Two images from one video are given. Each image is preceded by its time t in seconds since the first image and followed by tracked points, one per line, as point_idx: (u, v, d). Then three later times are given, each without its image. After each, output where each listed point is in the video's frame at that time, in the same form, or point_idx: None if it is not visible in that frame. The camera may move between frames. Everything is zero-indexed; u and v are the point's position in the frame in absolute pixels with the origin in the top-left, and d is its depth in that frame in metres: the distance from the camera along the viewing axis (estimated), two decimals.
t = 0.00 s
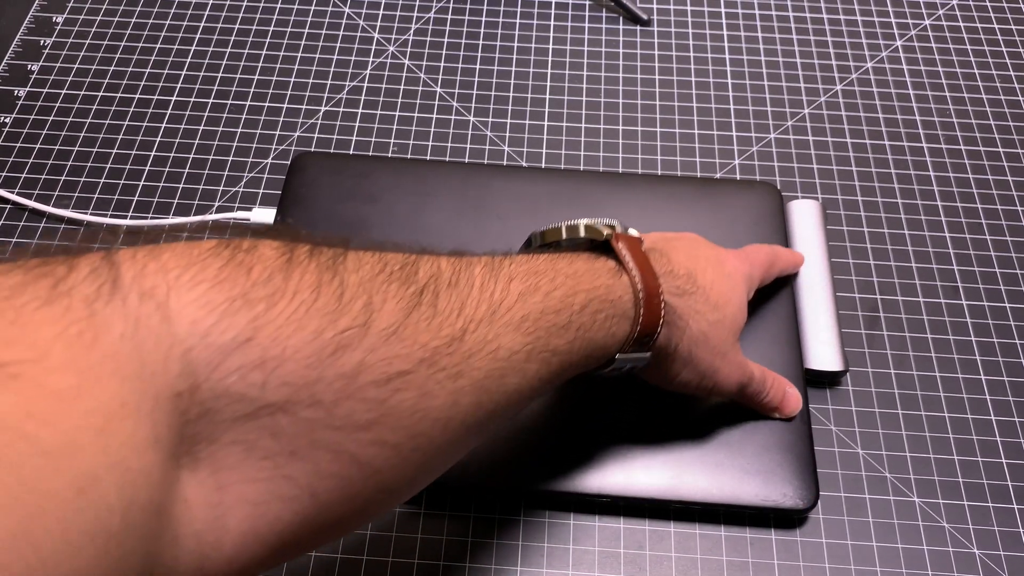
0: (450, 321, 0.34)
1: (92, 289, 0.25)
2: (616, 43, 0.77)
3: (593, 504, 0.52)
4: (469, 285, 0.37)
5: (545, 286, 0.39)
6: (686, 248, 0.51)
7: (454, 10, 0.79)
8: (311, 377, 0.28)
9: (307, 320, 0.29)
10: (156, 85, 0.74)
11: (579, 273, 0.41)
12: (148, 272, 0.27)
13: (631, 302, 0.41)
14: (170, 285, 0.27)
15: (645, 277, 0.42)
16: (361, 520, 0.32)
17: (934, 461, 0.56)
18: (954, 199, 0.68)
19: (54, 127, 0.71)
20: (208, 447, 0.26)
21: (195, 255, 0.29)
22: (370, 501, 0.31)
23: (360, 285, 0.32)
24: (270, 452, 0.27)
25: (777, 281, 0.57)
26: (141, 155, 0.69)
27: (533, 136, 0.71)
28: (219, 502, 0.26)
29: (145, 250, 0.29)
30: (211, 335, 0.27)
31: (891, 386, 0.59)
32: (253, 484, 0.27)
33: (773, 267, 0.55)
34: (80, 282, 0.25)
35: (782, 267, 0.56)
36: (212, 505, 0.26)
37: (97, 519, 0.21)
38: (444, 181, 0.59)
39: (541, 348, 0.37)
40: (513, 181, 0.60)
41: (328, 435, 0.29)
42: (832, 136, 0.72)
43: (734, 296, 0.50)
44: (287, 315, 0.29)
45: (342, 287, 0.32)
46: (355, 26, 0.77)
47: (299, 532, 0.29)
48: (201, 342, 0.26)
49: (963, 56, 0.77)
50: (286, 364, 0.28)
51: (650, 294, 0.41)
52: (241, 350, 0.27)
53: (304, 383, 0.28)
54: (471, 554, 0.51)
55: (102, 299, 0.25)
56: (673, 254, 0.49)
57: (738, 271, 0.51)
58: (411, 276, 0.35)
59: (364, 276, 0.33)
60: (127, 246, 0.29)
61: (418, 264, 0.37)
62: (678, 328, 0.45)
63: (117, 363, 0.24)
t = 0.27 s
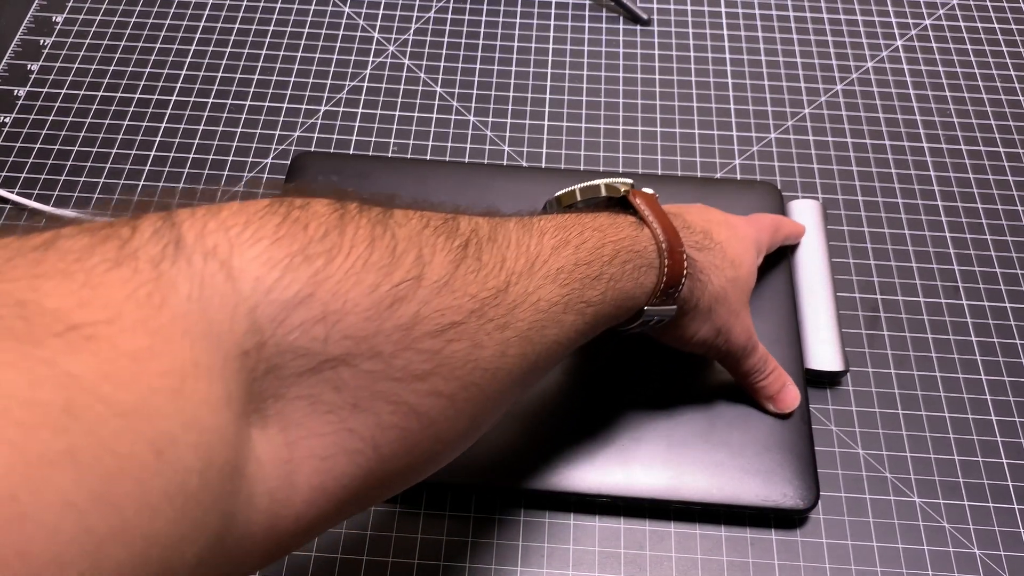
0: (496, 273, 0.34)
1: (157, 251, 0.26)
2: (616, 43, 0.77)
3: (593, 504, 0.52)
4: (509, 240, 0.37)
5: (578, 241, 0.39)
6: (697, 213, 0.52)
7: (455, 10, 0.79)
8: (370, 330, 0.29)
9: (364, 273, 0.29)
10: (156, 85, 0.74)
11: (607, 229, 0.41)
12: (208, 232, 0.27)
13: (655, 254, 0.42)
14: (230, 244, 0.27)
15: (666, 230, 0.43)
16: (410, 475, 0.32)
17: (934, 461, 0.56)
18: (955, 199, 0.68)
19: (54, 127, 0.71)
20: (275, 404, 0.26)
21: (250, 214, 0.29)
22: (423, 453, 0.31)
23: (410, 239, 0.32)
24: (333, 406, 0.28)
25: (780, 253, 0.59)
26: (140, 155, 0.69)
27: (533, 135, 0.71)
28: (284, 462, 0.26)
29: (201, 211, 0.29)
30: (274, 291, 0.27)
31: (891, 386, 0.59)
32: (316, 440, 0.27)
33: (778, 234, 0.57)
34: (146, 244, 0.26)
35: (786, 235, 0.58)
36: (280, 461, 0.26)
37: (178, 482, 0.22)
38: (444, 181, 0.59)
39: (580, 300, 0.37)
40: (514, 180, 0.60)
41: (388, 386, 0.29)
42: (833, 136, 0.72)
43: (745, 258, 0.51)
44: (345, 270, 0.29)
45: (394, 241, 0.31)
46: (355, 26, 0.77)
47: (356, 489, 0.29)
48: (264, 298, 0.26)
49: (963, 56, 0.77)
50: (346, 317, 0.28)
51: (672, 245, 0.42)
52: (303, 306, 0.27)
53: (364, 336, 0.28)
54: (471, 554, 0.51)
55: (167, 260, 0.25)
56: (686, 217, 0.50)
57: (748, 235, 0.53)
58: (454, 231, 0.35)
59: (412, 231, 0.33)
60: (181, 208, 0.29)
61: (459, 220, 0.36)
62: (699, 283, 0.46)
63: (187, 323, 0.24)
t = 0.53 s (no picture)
0: (507, 275, 0.34)
1: (174, 253, 0.25)
2: (616, 42, 0.77)
3: (593, 504, 0.52)
4: (519, 241, 0.37)
5: (585, 243, 0.40)
6: (699, 212, 0.52)
7: (455, 9, 0.79)
8: (384, 332, 0.29)
9: (378, 275, 0.30)
10: (155, 84, 0.74)
11: (612, 231, 0.42)
12: (227, 233, 0.27)
13: (660, 255, 0.43)
14: (247, 245, 0.27)
15: (672, 230, 0.43)
16: (417, 477, 0.32)
17: (934, 461, 0.55)
18: (955, 199, 0.68)
19: (53, 127, 0.71)
20: (287, 407, 0.26)
21: (267, 213, 0.29)
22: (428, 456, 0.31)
23: (422, 240, 0.33)
24: (345, 410, 0.28)
25: (783, 254, 0.59)
26: (140, 155, 0.69)
27: (533, 135, 0.71)
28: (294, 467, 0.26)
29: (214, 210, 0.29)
30: (289, 293, 0.27)
31: (891, 386, 0.58)
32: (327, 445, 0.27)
33: (781, 236, 0.57)
34: (164, 244, 0.25)
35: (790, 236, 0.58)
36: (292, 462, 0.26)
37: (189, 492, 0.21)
38: (444, 181, 0.59)
39: (589, 302, 0.37)
40: (515, 179, 0.60)
41: (399, 389, 0.29)
42: (833, 136, 0.71)
43: (749, 257, 0.51)
44: (360, 271, 0.29)
45: (408, 242, 0.32)
46: (355, 25, 0.77)
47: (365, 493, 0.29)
48: (280, 300, 0.27)
49: (963, 56, 0.76)
50: (361, 320, 0.28)
51: (678, 245, 0.43)
52: (319, 307, 0.27)
53: (378, 339, 0.29)
54: (471, 554, 0.51)
55: (184, 262, 0.25)
56: (689, 216, 0.51)
57: (752, 235, 0.53)
58: (465, 232, 0.35)
59: (424, 232, 0.33)
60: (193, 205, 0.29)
61: (468, 221, 0.37)
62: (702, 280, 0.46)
63: (206, 328, 0.23)
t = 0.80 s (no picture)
0: (512, 279, 0.34)
1: (182, 261, 0.25)
2: (616, 42, 0.77)
3: (594, 505, 0.52)
4: (524, 244, 0.37)
5: (590, 245, 0.40)
6: (700, 213, 0.52)
7: (455, 9, 0.79)
8: (390, 339, 0.29)
9: (384, 282, 0.30)
10: (155, 84, 0.74)
11: (616, 233, 0.42)
12: (234, 240, 0.28)
13: (663, 257, 0.43)
14: (255, 253, 0.28)
15: (675, 232, 0.43)
16: (424, 483, 0.32)
17: (935, 462, 0.55)
18: (956, 199, 0.68)
19: (53, 127, 0.71)
20: (295, 415, 0.26)
21: (274, 220, 0.30)
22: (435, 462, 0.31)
23: (428, 246, 0.33)
24: (351, 416, 0.28)
25: (783, 255, 0.59)
26: (140, 155, 0.69)
27: (533, 135, 0.71)
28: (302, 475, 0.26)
29: (222, 217, 0.29)
30: (297, 301, 0.27)
31: (892, 386, 0.58)
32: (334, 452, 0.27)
33: (782, 238, 0.57)
34: (172, 253, 0.26)
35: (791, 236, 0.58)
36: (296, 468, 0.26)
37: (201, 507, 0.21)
38: (444, 182, 0.59)
39: (594, 306, 0.37)
40: (516, 179, 0.60)
41: (406, 396, 0.29)
42: (833, 136, 0.71)
43: (749, 258, 0.51)
44: (367, 277, 0.29)
45: (414, 247, 0.32)
46: (355, 25, 0.77)
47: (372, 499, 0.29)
48: (288, 308, 0.27)
49: (963, 56, 0.76)
50: (368, 327, 0.29)
51: (681, 247, 0.43)
52: (326, 315, 0.28)
53: (385, 345, 0.29)
54: (471, 555, 0.51)
55: (192, 270, 0.25)
56: (689, 217, 0.50)
57: (752, 236, 0.53)
58: (470, 237, 0.35)
59: (430, 237, 0.33)
60: (200, 212, 0.29)
61: (473, 225, 0.37)
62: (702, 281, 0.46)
63: (215, 337, 0.24)
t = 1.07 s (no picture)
0: (506, 282, 0.34)
1: (174, 265, 0.25)
2: (616, 42, 0.77)
3: (593, 505, 0.52)
4: (518, 247, 0.37)
5: (584, 247, 0.40)
6: (699, 214, 0.52)
7: (455, 9, 0.79)
8: (383, 342, 0.29)
9: (377, 285, 0.30)
10: (155, 84, 0.73)
11: (611, 235, 0.42)
12: (225, 244, 0.28)
13: (659, 259, 0.43)
14: (247, 256, 0.28)
15: (671, 234, 0.44)
16: (420, 485, 0.32)
17: (935, 462, 0.55)
18: (956, 199, 0.68)
19: (52, 127, 0.71)
20: (288, 418, 0.26)
21: (265, 224, 0.30)
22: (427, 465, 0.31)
23: (421, 249, 0.33)
24: (345, 419, 0.28)
25: (783, 255, 0.59)
26: (139, 155, 0.69)
27: (533, 135, 0.71)
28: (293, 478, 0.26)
29: (213, 221, 0.29)
30: (289, 304, 0.27)
31: (892, 386, 0.58)
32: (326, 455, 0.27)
33: (781, 238, 0.57)
34: (164, 257, 0.26)
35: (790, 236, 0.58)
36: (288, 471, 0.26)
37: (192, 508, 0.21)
38: (444, 182, 0.59)
39: (589, 308, 0.37)
40: (515, 179, 0.60)
41: (400, 398, 0.29)
42: (834, 136, 0.71)
43: (749, 259, 0.51)
44: (359, 280, 0.29)
45: (407, 250, 0.32)
46: (354, 25, 0.77)
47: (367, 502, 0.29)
48: (279, 311, 0.27)
49: (964, 56, 0.76)
50: (360, 330, 0.28)
51: (677, 249, 0.43)
52: (318, 318, 0.28)
53: (378, 348, 0.29)
54: (471, 555, 0.51)
55: (184, 274, 0.25)
56: (689, 218, 0.50)
57: (752, 237, 0.53)
58: (464, 239, 0.35)
59: (423, 240, 0.33)
60: (193, 216, 0.29)
61: (466, 228, 0.37)
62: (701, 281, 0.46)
63: (207, 340, 0.24)
